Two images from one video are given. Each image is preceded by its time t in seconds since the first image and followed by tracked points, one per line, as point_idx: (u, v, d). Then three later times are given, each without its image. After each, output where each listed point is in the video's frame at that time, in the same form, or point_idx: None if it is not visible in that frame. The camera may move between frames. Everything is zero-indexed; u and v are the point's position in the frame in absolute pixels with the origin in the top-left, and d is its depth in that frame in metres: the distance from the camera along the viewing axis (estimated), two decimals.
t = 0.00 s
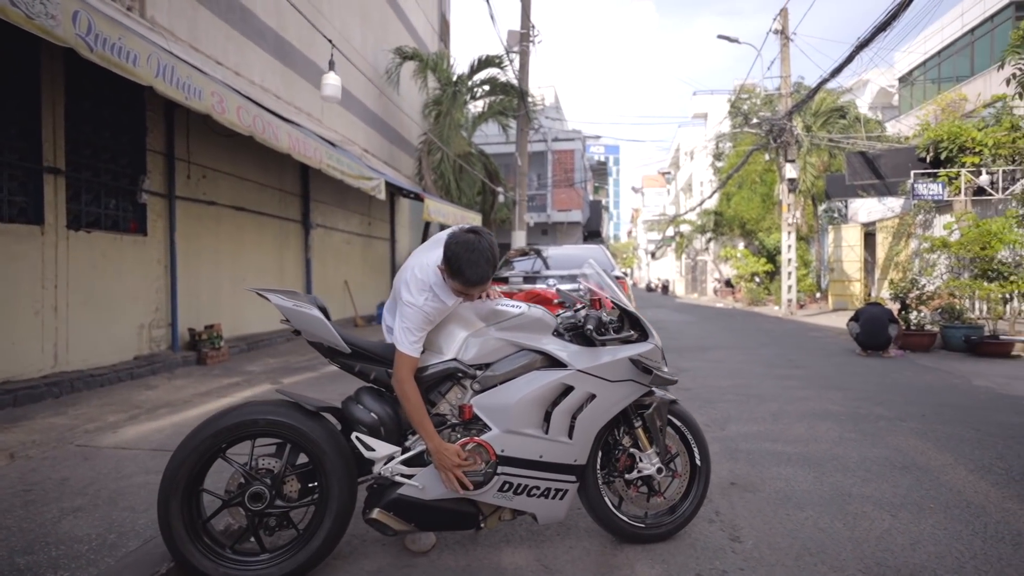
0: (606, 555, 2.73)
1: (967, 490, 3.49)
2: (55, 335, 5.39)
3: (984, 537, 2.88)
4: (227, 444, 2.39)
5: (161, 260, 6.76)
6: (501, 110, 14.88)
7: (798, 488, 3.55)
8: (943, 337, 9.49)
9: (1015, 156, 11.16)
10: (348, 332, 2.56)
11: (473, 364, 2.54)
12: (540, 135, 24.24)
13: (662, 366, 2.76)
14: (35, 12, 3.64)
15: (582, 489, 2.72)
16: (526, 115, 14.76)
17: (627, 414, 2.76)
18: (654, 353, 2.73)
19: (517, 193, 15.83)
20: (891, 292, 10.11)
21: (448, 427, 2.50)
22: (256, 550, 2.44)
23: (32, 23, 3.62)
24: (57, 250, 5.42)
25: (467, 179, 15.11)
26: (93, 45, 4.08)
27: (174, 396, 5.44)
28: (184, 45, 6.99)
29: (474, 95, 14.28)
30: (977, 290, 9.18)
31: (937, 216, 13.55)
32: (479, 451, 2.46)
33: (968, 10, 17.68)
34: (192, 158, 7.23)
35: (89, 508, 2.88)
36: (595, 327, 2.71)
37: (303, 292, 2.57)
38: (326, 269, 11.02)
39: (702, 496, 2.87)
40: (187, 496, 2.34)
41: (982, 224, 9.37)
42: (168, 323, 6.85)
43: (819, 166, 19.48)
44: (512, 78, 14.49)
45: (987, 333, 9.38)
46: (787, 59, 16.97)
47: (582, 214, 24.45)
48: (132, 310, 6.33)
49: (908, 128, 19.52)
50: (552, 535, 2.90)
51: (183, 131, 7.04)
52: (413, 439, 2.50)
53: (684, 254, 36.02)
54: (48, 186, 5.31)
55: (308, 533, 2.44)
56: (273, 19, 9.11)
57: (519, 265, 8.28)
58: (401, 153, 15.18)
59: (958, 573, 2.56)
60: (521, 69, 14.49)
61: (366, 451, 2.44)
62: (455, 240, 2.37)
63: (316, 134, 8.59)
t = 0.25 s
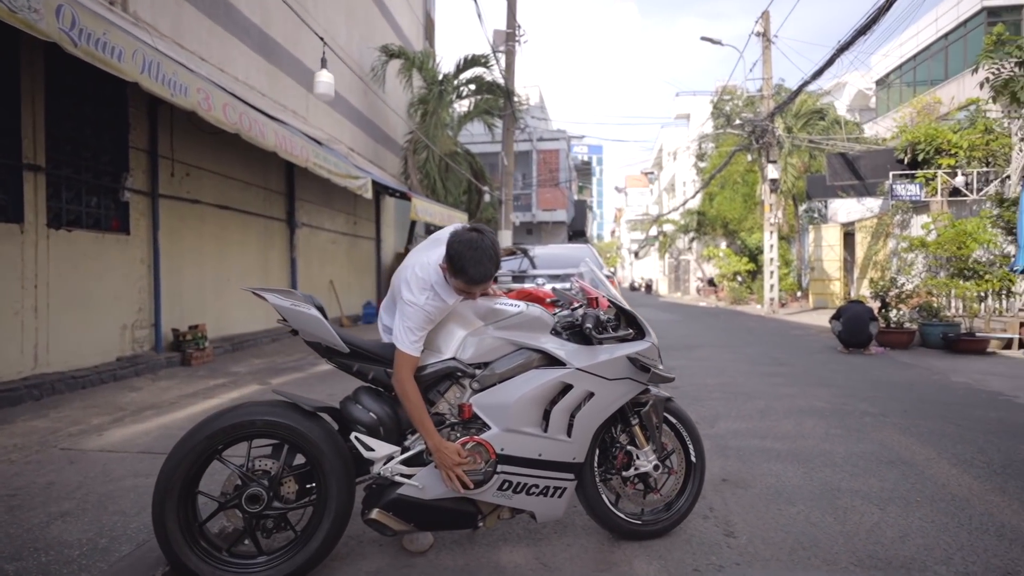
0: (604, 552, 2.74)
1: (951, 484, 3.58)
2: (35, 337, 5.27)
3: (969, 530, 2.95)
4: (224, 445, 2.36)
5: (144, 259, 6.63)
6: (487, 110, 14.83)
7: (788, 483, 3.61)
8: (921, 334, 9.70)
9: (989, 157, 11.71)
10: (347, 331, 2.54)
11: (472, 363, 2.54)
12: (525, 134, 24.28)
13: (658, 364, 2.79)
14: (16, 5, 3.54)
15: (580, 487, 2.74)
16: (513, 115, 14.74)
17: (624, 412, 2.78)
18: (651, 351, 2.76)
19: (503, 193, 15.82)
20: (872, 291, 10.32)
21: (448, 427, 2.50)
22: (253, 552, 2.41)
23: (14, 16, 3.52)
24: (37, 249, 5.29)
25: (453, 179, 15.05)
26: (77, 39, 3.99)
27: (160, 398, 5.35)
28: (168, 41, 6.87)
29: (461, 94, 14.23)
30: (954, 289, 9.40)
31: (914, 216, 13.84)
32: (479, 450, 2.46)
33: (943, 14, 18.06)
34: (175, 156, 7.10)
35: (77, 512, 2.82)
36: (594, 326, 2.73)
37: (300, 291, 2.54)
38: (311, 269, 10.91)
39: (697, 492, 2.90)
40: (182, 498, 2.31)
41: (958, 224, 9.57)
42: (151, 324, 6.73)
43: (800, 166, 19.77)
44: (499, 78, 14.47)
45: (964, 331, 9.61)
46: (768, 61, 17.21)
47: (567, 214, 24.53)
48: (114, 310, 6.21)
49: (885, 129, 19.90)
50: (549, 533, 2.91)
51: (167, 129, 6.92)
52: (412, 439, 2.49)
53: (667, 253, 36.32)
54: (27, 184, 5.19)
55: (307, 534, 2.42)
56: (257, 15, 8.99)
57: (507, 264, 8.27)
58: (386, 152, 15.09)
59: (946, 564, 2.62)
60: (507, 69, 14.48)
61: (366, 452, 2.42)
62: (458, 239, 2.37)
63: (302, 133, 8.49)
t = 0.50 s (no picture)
0: (595, 549, 2.76)
1: (931, 478, 3.66)
2: (12, 337, 5.14)
3: (950, 523, 3.02)
4: (213, 447, 2.32)
5: (124, 259, 6.50)
6: (472, 109, 14.77)
7: (775, 479, 3.66)
8: (900, 333, 9.90)
9: (964, 159, 11.98)
10: (338, 331, 2.52)
11: (464, 363, 2.53)
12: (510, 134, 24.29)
13: (649, 362, 2.81)
14: None
15: (572, 486, 2.74)
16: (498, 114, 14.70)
17: (616, 411, 2.79)
18: (641, 350, 2.78)
19: (488, 192, 15.80)
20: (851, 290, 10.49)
21: (441, 426, 2.49)
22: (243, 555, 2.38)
23: None
24: (13, 248, 5.16)
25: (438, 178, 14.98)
26: (55, 33, 3.89)
27: (141, 399, 5.25)
28: (148, 36, 6.75)
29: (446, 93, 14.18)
30: (931, 288, 9.60)
31: (892, 216, 14.11)
32: (472, 449, 2.45)
33: (918, 19, 18.44)
34: (156, 153, 6.98)
35: (59, 517, 2.76)
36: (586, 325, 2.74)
37: (289, 290, 2.51)
38: (295, 268, 10.79)
39: (687, 489, 2.93)
40: (170, 501, 2.27)
41: (934, 224, 9.78)
42: (131, 324, 6.60)
43: (781, 167, 20.05)
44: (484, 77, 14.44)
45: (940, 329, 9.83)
46: (750, 63, 17.43)
47: (552, 213, 24.59)
48: (93, 310, 6.08)
49: (863, 132, 20.26)
50: (541, 532, 2.91)
51: (147, 126, 6.79)
52: (405, 439, 2.48)
53: (651, 253, 36.60)
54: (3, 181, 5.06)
55: (298, 536, 2.39)
56: (239, 11, 8.87)
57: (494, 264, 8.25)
58: (371, 150, 14.98)
59: (929, 557, 2.68)
60: (492, 68, 14.46)
61: (357, 452, 2.40)
62: (452, 240, 2.36)
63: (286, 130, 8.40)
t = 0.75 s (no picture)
0: (589, 548, 2.76)
1: (918, 474, 3.71)
2: None
3: (937, 518, 3.06)
4: (202, 448, 2.28)
5: (108, 257, 6.40)
6: (461, 108, 14.72)
7: (765, 477, 3.69)
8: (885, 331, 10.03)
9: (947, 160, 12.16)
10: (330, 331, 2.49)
11: (457, 363, 2.51)
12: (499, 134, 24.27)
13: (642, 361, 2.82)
14: None
15: (565, 485, 2.74)
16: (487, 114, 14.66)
17: (609, 410, 2.80)
18: (634, 349, 2.79)
19: (477, 191, 15.77)
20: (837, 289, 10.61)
21: (434, 427, 2.48)
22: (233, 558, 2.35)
23: None
24: None
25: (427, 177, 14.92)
26: (38, 27, 3.82)
27: (127, 400, 5.18)
28: (133, 31, 6.65)
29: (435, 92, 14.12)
30: (915, 287, 9.74)
31: (876, 217, 14.30)
32: (465, 449, 2.44)
33: (902, 22, 18.70)
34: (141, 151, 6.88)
35: (44, 521, 2.71)
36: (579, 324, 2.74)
37: (280, 290, 2.48)
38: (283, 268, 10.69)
39: (680, 488, 2.94)
40: (158, 504, 2.23)
41: (918, 225, 9.92)
42: (116, 324, 6.51)
43: (767, 168, 20.24)
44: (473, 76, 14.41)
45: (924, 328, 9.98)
46: (738, 64, 17.57)
47: (541, 213, 24.62)
48: (77, 310, 5.98)
49: (848, 133, 20.51)
50: (534, 531, 2.91)
51: (132, 122, 6.69)
52: (398, 439, 2.46)
53: (639, 254, 36.78)
54: None
55: (289, 538, 2.36)
56: (226, 7, 8.77)
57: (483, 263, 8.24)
58: (359, 149, 14.89)
59: (918, 552, 2.72)
60: (481, 67, 14.44)
61: (350, 452, 2.38)
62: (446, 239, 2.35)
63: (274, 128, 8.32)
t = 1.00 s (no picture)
0: (586, 547, 2.76)
1: (913, 472, 3.73)
2: None
3: (931, 516, 3.08)
4: (197, 449, 2.26)
5: (99, 256, 6.35)
6: (456, 107, 14.66)
7: (761, 476, 3.69)
8: (878, 330, 10.07)
9: (939, 160, 12.24)
10: (325, 330, 2.48)
11: (454, 362, 2.50)
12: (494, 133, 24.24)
13: (639, 361, 2.82)
14: None
15: (562, 484, 2.74)
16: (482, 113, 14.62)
17: (606, 410, 2.80)
18: (631, 348, 2.79)
19: (472, 191, 15.74)
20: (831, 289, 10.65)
21: (431, 426, 2.47)
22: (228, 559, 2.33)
23: None
24: None
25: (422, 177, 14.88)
26: (28, 23, 3.78)
27: (119, 400, 5.14)
28: (125, 28, 6.59)
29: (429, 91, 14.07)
30: (908, 286, 9.80)
31: (869, 216, 14.37)
32: (462, 448, 2.43)
33: (894, 23, 18.80)
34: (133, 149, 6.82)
35: (35, 522, 2.68)
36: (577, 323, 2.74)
37: (275, 289, 2.46)
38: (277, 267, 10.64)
39: (676, 487, 2.94)
40: (152, 504, 2.22)
41: (911, 224, 9.97)
42: (108, 324, 6.45)
43: (761, 167, 20.30)
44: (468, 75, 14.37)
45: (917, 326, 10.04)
46: (732, 64, 17.60)
47: (535, 212, 24.61)
48: (69, 310, 5.93)
49: (841, 133, 20.61)
50: (531, 531, 2.91)
51: (124, 121, 6.64)
52: (395, 439, 2.45)
53: (633, 253, 36.83)
54: None
55: (285, 538, 2.35)
56: (219, 4, 8.71)
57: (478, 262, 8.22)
58: (353, 148, 14.83)
59: (913, 549, 2.73)
60: (476, 66, 14.41)
61: (346, 452, 2.37)
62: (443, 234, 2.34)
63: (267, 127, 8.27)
